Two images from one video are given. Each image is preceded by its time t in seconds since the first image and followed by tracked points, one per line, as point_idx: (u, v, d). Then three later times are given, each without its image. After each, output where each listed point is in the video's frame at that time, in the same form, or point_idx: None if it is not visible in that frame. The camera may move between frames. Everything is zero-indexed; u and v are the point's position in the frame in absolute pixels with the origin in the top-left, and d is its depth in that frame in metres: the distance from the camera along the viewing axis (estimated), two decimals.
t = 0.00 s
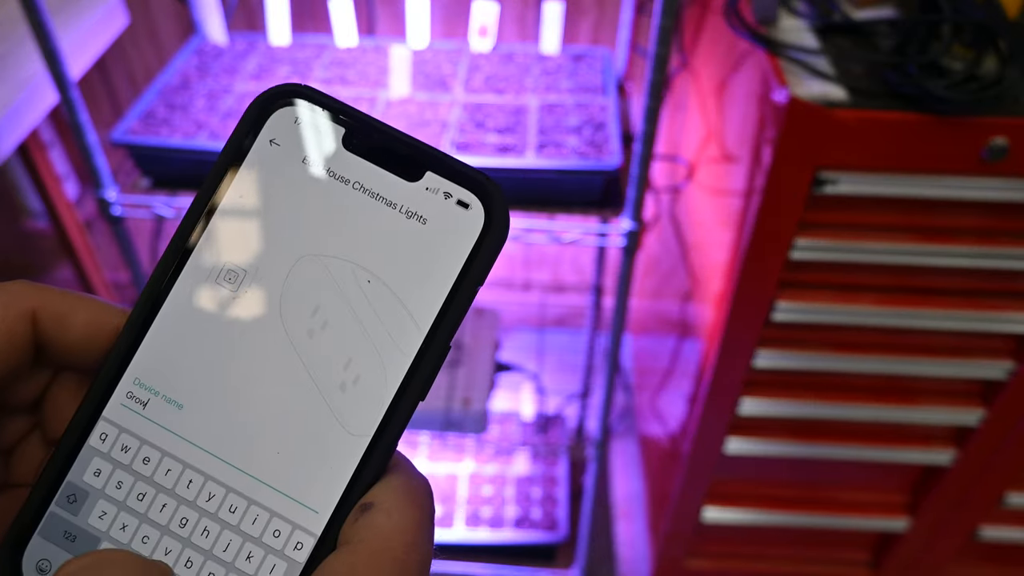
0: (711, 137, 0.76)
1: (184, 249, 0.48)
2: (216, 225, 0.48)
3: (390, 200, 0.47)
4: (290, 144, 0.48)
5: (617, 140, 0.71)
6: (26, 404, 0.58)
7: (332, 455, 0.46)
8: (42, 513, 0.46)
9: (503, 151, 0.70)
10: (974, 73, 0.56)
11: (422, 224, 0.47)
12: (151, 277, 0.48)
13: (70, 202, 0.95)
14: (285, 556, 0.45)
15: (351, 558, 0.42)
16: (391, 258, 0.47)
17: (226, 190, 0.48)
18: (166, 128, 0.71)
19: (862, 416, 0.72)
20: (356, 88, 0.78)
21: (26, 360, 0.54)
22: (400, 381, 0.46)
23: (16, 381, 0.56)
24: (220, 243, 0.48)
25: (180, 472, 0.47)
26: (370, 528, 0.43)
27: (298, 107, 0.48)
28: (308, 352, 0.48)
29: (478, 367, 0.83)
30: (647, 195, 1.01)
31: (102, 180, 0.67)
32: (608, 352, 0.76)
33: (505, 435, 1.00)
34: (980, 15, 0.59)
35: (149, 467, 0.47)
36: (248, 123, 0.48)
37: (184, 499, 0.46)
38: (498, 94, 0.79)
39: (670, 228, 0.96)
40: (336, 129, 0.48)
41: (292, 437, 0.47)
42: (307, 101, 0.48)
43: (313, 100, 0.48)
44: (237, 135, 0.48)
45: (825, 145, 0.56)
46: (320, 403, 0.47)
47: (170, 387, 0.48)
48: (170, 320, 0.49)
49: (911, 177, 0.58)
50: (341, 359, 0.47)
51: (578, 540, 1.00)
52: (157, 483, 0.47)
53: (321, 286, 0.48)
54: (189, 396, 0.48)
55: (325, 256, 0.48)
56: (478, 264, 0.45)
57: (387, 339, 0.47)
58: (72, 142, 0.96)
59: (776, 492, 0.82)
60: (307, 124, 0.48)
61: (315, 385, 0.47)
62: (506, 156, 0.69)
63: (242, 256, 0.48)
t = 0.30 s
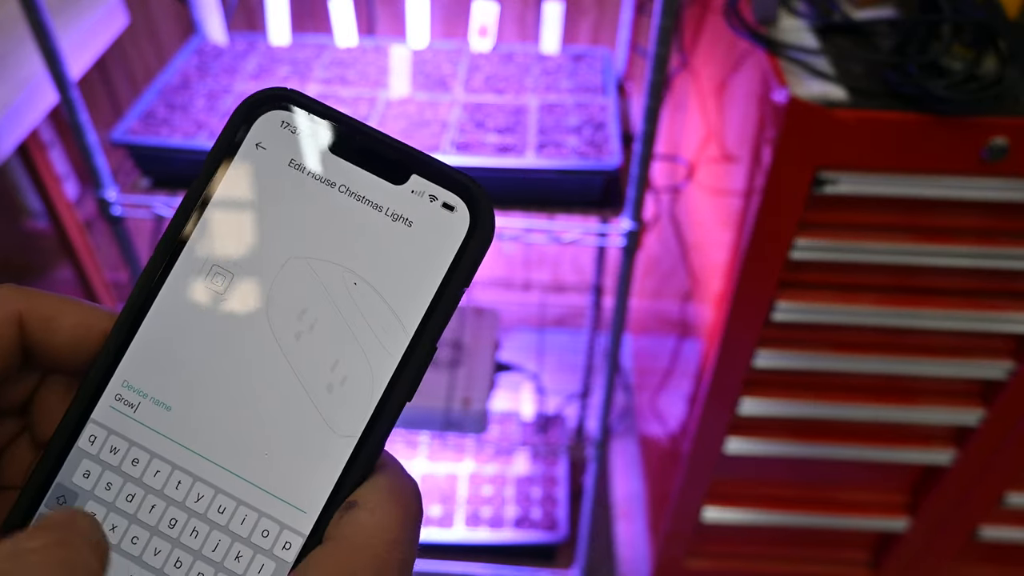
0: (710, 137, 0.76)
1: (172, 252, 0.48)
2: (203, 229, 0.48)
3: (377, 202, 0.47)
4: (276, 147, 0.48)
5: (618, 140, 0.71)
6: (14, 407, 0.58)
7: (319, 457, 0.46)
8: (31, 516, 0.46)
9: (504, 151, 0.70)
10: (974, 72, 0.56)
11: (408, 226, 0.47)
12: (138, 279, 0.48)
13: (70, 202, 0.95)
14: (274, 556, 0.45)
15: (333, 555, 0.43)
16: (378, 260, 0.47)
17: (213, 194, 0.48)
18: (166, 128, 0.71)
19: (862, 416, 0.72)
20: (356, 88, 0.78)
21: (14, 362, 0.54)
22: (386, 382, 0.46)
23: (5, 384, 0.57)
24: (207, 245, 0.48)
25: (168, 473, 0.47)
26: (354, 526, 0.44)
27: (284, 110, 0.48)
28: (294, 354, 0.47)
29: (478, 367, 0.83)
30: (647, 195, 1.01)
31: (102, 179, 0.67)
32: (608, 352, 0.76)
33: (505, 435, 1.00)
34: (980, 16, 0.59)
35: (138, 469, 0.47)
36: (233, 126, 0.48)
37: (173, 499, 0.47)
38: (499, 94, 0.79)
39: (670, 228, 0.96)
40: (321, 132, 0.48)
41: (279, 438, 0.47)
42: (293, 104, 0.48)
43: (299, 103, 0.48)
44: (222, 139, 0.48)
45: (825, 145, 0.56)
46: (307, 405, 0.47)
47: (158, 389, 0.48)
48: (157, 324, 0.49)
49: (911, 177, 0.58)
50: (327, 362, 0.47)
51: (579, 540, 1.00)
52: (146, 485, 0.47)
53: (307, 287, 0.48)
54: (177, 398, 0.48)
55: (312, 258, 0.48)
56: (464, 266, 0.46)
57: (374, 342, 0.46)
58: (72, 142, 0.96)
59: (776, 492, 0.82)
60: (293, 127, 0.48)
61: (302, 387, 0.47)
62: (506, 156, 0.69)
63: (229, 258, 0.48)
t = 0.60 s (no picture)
0: (711, 138, 0.76)
1: (172, 257, 0.48)
2: (205, 236, 0.48)
3: (378, 209, 0.48)
4: (278, 152, 0.48)
5: (617, 140, 0.71)
6: (13, 410, 0.58)
7: (320, 462, 0.46)
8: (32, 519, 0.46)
9: (504, 151, 0.70)
10: (974, 73, 0.56)
11: (410, 234, 0.47)
12: (139, 283, 0.48)
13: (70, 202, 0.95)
14: (274, 558, 0.45)
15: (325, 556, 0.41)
16: (379, 266, 0.47)
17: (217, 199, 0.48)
18: (166, 128, 0.71)
19: (862, 416, 0.72)
20: (356, 88, 0.78)
21: (13, 364, 0.54)
22: (388, 389, 0.46)
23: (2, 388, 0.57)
24: (209, 250, 0.48)
25: (168, 477, 0.47)
26: (348, 528, 0.43)
27: (288, 116, 0.48)
28: (296, 361, 0.47)
29: (477, 367, 0.83)
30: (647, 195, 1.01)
31: (102, 180, 0.67)
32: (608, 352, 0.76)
33: (505, 435, 1.00)
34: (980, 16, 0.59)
35: (137, 472, 0.47)
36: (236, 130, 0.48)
37: (174, 503, 0.46)
38: (498, 94, 0.79)
39: (671, 228, 0.96)
40: (324, 140, 0.48)
41: (281, 444, 0.47)
42: (296, 111, 0.48)
43: (302, 110, 0.48)
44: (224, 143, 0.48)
45: (825, 145, 0.56)
46: (308, 411, 0.47)
47: (158, 393, 0.48)
48: (158, 329, 0.48)
49: (911, 177, 0.58)
50: (328, 368, 0.47)
51: (579, 540, 1.00)
52: (145, 488, 0.47)
53: (309, 294, 0.48)
54: (178, 403, 0.48)
55: (313, 265, 0.48)
56: (466, 275, 0.46)
57: (376, 349, 0.46)
58: (72, 142, 0.97)
59: (776, 492, 0.82)
60: (296, 133, 0.48)
61: (303, 393, 0.47)
62: (506, 156, 0.69)
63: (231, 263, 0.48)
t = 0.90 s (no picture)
0: (711, 136, 0.76)
1: (169, 251, 0.49)
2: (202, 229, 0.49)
3: (371, 197, 0.48)
4: (271, 145, 0.48)
5: (617, 140, 0.71)
6: (14, 409, 0.58)
7: (315, 450, 0.46)
8: (31, 514, 0.47)
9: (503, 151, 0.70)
10: (974, 72, 0.56)
11: (401, 219, 0.47)
12: (137, 277, 0.48)
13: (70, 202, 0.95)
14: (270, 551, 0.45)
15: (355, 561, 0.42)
16: (373, 254, 0.47)
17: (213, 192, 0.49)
18: (166, 128, 0.71)
19: (862, 416, 0.72)
20: (356, 88, 0.78)
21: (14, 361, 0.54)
22: (381, 374, 0.46)
23: (5, 384, 0.57)
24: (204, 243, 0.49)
25: (165, 470, 0.47)
26: (370, 531, 0.44)
27: (279, 109, 0.48)
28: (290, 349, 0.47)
29: (478, 367, 0.83)
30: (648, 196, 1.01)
31: (102, 180, 0.67)
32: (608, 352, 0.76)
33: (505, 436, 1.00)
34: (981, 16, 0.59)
35: (135, 466, 0.47)
36: (227, 126, 0.48)
37: (170, 497, 0.46)
38: (498, 94, 0.79)
39: (671, 228, 0.96)
40: (315, 130, 0.48)
41: (275, 434, 0.47)
42: (289, 104, 0.49)
43: (293, 102, 0.49)
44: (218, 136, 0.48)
45: (825, 145, 0.56)
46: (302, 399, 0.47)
47: (155, 386, 0.48)
48: (155, 322, 0.49)
49: (911, 178, 0.58)
50: (322, 355, 0.47)
51: (579, 540, 1.00)
52: (143, 482, 0.47)
53: (302, 282, 0.48)
54: (174, 395, 0.48)
55: (307, 253, 0.48)
56: (457, 257, 0.46)
57: (368, 335, 0.47)
58: (72, 141, 0.97)
59: (776, 492, 0.82)
60: (288, 125, 0.49)
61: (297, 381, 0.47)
62: (506, 156, 0.69)
63: (227, 255, 0.49)
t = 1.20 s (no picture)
0: (711, 138, 0.76)
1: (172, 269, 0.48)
2: (204, 246, 0.48)
3: (376, 215, 0.48)
4: (276, 161, 0.48)
5: (617, 140, 0.71)
6: (17, 421, 0.58)
7: (319, 469, 0.46)
8: (32, 531, 0.47)
9: (503, 151, 0.70)
10: (974, 72, 0.56)
11: (407, 238, 0.47)
12: (140, 294, 0.48)
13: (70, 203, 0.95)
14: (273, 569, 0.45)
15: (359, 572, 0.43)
16: (377, 273, 0.47)
17: (216, 209, 0.48)
18: (166, 128, 0.71)
19: (862, 416, 0.72)
20: (356, 88, 0.78)
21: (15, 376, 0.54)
22: (386, 394, 0.46)
23: (7, 398, 0.57)
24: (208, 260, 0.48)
25: (168, 486, 0.47)
26: (375, 544, 0.44)
27: (284, 125, 0.48)
28: (295, 368, 0.47)
29: (478, 367, 0.83)
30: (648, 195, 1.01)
31: (102, 179, 0.67)
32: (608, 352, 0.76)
33: (505, 435, 1.00)
34: (981, 16, 0.59)
35: (137, 483, 0.47)
36: (234, 142, 0.48)
37: (173, 514, 0.46)
38: (498, 94, 0.79)
39: (670, 229, 0.96)
40: (320, 148, 0.48)
41: (279, 452, 0.47)
42: (294, 120, 0.48)
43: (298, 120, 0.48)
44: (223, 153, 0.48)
45: (824, 145, 0.56)
46: (307, 417, 0.47)
47: (158, 402, 0.48)
48: (159, 339, 0.49)
49: (910, 177, 0.58)
50: (326, 374, 0.47)
51: (579, 540, 1.00)
52: (145, 498, 0.47)
53: (307, 301, 0.48)
54: (177, 411, 0.48)
55: (311, 272, 0.48)
56: (462, 278, 0.46)
57: (373, 354, 0.46)
58: (72, 141, 0.97)
59: (775, 492, 0.82)
60: (293, 141, 0.48)
61: (301, 399, 0.47)
62: (506, 156, 0.69)
63: (229, 271, 0.48)
